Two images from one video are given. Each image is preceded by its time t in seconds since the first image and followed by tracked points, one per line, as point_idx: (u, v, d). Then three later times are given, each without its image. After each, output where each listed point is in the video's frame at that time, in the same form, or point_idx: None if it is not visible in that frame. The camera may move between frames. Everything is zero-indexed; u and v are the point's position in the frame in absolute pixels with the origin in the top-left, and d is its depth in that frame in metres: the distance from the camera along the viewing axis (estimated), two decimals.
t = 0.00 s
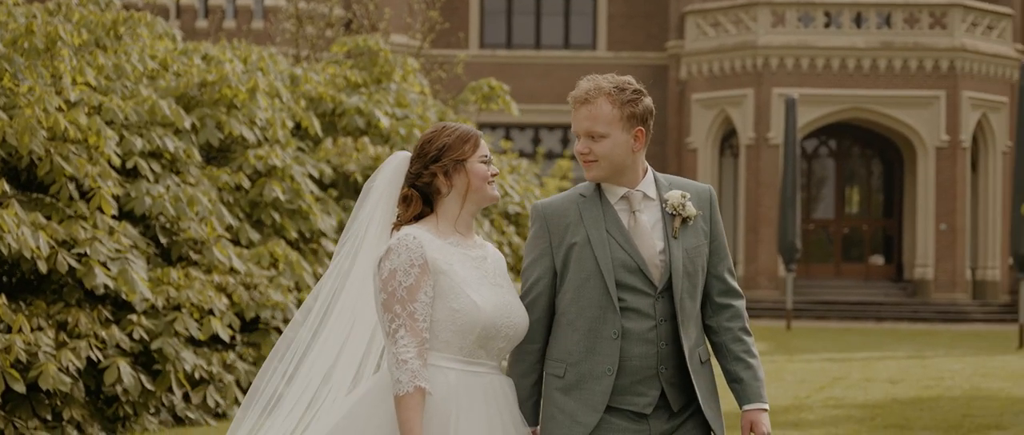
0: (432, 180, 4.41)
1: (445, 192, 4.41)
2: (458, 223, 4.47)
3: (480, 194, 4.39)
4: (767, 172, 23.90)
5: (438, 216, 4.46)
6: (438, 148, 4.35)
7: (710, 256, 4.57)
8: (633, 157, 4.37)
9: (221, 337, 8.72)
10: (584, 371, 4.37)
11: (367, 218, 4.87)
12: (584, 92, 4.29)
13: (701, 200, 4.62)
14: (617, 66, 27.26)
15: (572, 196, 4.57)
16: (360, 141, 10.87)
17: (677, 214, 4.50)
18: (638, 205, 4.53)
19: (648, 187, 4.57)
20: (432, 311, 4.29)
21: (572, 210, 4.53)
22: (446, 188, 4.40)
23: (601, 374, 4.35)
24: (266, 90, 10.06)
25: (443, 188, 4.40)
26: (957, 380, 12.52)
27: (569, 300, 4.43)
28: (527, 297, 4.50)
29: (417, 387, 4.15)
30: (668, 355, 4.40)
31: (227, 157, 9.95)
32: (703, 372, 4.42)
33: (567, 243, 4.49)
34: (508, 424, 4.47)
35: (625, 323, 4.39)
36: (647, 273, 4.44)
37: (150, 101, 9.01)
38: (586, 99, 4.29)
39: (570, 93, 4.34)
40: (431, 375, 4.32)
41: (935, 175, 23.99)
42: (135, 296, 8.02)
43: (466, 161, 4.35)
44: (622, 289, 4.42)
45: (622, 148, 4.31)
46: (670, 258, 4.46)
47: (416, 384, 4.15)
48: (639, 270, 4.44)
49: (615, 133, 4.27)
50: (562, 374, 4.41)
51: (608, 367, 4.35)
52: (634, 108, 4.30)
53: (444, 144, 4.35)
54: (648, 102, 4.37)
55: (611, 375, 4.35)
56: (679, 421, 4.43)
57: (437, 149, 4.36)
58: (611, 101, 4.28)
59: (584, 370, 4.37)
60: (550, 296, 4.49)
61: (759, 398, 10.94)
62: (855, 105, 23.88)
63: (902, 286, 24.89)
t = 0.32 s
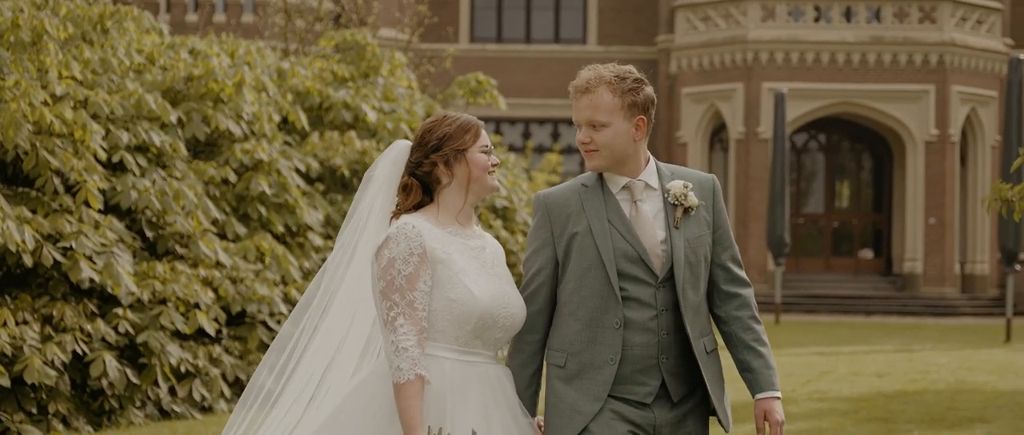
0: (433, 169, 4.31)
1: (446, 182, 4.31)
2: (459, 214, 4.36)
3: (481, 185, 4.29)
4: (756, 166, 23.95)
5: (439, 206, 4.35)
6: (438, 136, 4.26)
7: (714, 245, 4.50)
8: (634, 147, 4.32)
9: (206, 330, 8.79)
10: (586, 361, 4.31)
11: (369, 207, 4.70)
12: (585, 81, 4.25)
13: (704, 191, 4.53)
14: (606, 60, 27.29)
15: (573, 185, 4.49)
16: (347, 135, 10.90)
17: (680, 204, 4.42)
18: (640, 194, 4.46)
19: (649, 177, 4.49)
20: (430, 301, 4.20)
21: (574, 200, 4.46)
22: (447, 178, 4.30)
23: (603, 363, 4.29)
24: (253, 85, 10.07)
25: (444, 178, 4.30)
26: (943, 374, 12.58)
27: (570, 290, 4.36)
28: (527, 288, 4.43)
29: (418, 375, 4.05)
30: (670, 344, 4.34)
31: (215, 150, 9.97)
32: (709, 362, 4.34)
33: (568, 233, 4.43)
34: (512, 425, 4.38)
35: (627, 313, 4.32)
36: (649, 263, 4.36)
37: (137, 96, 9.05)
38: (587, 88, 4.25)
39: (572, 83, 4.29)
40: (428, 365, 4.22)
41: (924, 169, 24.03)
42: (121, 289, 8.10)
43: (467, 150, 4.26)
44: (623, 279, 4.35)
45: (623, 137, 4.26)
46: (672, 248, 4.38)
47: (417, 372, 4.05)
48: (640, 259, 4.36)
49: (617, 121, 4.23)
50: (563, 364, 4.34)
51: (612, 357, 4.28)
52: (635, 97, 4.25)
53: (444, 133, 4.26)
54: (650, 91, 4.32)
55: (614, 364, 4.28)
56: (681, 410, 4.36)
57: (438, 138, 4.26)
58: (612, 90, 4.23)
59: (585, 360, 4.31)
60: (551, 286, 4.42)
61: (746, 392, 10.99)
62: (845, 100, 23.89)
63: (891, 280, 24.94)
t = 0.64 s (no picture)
0: (433, 165, 4.16)
1: (447, 178, 4.15)
2: (461, 210, 4.20)
3: (482, 180, 4.13)
4: (748, 161, 24.03)
5: (439, 203, 4.19)
6: (438, 133, 4.12)
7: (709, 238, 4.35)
8: (622, 140, 4.21)
9: (194, 324, 8.83)
10: (578, 356, 4.16)
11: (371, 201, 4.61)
12: (572, 76, 4.14)
13: (697, 183, 4.40)
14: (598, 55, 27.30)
15: (566, 182, 4.38)
16: (334, 130, 10.91)
17: (670, 198, 4.30)
18: (631, 188, 4.35)
19: (641, 170, 4.36)
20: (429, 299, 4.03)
21: (566, 196, 4.35)
22: (448, 174, 4.15)
23: (593, 358, 4.14)
24: (240, 79, 10.08)
25: (444, 175, 4.15)
26: (930, 369, 12.60)
27: (562, 285, 4.24)
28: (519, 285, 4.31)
29: (417, 373, 3.88)
30: (663, 339, 4.19)
31: (203, 145, 10.01)
32: (704, 356, 4.19)
33: (559, 229, 4.32)
34: (508, 424, 4.18)
35: (618, 307, 4.19)
36: (640, 258, 4.23)
37: (125, 90, 9.06)
38: (574, 83, 4.14)
39: (558, 79, 4.19)
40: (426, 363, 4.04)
41: (915, 166, 24.07)
42: (109, 282, 8.15)
43: (467, 145, 4.11)
44: (614, 273, 4.22)
45: (610, 132, 4.15)
46: (662, 242, 4.24)
47: (415, 370, 3.87)
48: (630, 253, 4.23)
49: (603, 115, 4.12)
50: (555, 360, 4.20)
51: (602, 352, 4.14)
52: (621, 91, 4.15)
53: (445, 129, 4.11)
54: (638, 84, 4.21)
55: (604, 359, 4.13)
56: (676, 405, 4.20)
57: (438, 134, 4.12)
58: (598, 84, 4.13)
59: (577, 355, 4.16)
60: (546, 282, 4.31)
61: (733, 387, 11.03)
62: (835, 96, 23.95)
63: (882, 276, 24.95)
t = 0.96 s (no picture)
0: (441, 168, 4.19)
1: (454, 180, 4.18)
2: (467, 212, 4.23)
3: (489, 179, 4.16)
4: (741, 160, 24.01)
5: (445, 205, 4.22)
6: (443, 136, 4.15)
7: (700, 238, 4.35)
8: (609, 144, 4.22)
9: (184, 322, 8.88)
10: (567, 360, 4.19)
11: (379, 201, 4.68)
12: (556, 81, 4.15)
13: (688, 183, 4.41)
14: (592, 54, 27.32)
15: (556, 187, 4.40)
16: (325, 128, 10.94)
17: (659, 199, 4.31)
18: (619, 191, 4.36)
19: (629, 173, 4.37)
20: (434, 301, 4.05)
21: (555, 201, 4.37)
22: (455, 177, 4.18)
23: (582, 362, 4.16)
24: (232, 78, 10.11)
25: (452, 177, 4.18)
26: (920, 368, 12.65)
27: (553, 289, 4.27)
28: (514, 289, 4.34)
29: (418, 376, 3.91)
30: (654, 341, 4.20)
31: (194, 143, 10.05)
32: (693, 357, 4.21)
33: (550, 234, 4.34)
34: (516, 425, 4.20)
35: (607, 310, 4.21)
36: (628, 260, 4.25)
37: (116, 88, 9.08)
38: (559, 87, 4.15)
39: (544, 84, 4.21)
40: (431, 365, 4.07)
41: (909, 165, 24.13)
42: (99, 281, 8.23)
43: (472, 147, 4.15)
44: (603, 276, 4.24)
45: (595, 136, 4.17)
46: (650, 244, 4.26)
47: (417, 373, 3.91)
48: (619, 256, 4.25)
49: (587, 120, 4.14)
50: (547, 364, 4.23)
51: (590, 355, 4.16)
52: (605, 94, 4.15)
53: (450, 131, 4.14)
54: (624, 87, 4.22)
55: (592, 363, 4.15)
56: (669, 407, 4.21)
57: (443, 137, 4.15)
58: (581, 88, 4.14)
59: (566, 359, 4.19)
60: (541, 285, 4.34)
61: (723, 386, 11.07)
62: (829, 95, 23.97)
63: (875, 275, 24.97)
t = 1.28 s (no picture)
0: (446, 167, 4.31)
1: (460, 179, 4.31)
2: (475, 210, 4.35)
3: (495, 177, 4.28)
4: (736, 159, 24.07)
5: (455, 203, 4.35)
6: (449, 134, 4.27)
7: (692, 241, 4.33)
8: (598, 150, 4.24)
9: (176, 321, 8.93)
10: (561, 368, 4.21)
11: (387, 205, 4.86)
12: (543, 87, 4.19)
13: (681, 187, 4.39)
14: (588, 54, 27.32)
15: (550, 194, 4.42)
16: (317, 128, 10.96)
17: (650, 203, 4.30)
18: (610, 197, 4.38)
19: (620, 177, 4.37)
20: (444, 298, 4.17)
21: (548, 208, 4.40)
22: (461, 175, 4.31)
23: (577, 369, 4.18)
24: (225, 77, 10.13)
25: (458, 175, 4.31)
26: (913, 367, 12.67)
27: (547, 298, 4.31)
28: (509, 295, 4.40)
29: (424, 374, 4.02)
30: (648, 346, 4.20)
31: (188, 142, 10.07)
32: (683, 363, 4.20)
33: (543, 241, 4.38)
34: (527, 423, 4.29)
35: (599, 316, 4.23)
36: (621, 265, 4.26)
37: (109, 88, 9.09)
38: (546, 94, 4.18)
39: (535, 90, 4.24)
40: (440, 362, 4.17)
41: (904, 164, 24.06)
42: (92, 280, 8.28)
43: (477, 144, 4.27)
44: (595, 282, 4.26)
45: (583, 141, 4.19)
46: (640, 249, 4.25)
47: (422, 372, 4.02)
48: (612, 262, 4.27)
49: (573, 124, 4.16)
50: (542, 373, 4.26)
51: (584, 361, 4.17)
52: (592, 99, 4.17)
53: (454, 130, 4.28)
54: (613, 92, 4.23)
55: (587, 369, 4.17)
56: (666, 415, 4.21)
57: (448, 136, 4.28)
58: (569, 94, 4.16)
59: (560, 368, 4.21)
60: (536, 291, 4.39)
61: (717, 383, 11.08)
62: (824, 94, 23.98)
63: (870, 274, 24.98)
